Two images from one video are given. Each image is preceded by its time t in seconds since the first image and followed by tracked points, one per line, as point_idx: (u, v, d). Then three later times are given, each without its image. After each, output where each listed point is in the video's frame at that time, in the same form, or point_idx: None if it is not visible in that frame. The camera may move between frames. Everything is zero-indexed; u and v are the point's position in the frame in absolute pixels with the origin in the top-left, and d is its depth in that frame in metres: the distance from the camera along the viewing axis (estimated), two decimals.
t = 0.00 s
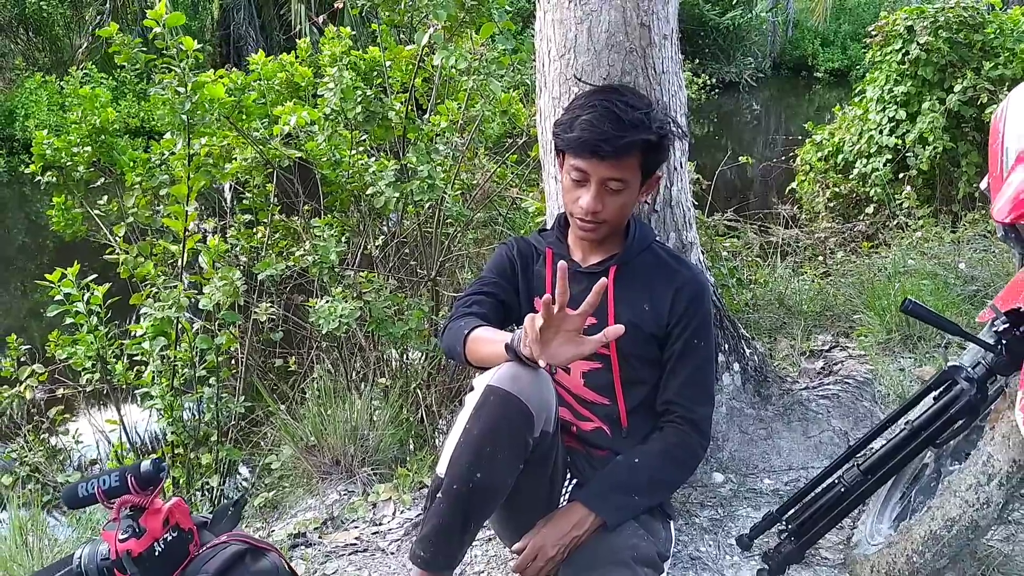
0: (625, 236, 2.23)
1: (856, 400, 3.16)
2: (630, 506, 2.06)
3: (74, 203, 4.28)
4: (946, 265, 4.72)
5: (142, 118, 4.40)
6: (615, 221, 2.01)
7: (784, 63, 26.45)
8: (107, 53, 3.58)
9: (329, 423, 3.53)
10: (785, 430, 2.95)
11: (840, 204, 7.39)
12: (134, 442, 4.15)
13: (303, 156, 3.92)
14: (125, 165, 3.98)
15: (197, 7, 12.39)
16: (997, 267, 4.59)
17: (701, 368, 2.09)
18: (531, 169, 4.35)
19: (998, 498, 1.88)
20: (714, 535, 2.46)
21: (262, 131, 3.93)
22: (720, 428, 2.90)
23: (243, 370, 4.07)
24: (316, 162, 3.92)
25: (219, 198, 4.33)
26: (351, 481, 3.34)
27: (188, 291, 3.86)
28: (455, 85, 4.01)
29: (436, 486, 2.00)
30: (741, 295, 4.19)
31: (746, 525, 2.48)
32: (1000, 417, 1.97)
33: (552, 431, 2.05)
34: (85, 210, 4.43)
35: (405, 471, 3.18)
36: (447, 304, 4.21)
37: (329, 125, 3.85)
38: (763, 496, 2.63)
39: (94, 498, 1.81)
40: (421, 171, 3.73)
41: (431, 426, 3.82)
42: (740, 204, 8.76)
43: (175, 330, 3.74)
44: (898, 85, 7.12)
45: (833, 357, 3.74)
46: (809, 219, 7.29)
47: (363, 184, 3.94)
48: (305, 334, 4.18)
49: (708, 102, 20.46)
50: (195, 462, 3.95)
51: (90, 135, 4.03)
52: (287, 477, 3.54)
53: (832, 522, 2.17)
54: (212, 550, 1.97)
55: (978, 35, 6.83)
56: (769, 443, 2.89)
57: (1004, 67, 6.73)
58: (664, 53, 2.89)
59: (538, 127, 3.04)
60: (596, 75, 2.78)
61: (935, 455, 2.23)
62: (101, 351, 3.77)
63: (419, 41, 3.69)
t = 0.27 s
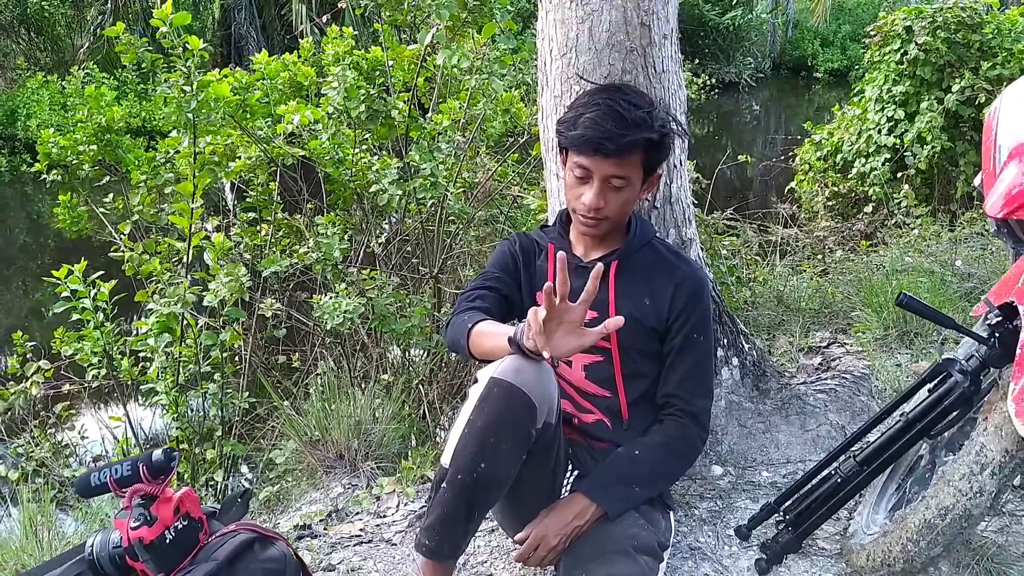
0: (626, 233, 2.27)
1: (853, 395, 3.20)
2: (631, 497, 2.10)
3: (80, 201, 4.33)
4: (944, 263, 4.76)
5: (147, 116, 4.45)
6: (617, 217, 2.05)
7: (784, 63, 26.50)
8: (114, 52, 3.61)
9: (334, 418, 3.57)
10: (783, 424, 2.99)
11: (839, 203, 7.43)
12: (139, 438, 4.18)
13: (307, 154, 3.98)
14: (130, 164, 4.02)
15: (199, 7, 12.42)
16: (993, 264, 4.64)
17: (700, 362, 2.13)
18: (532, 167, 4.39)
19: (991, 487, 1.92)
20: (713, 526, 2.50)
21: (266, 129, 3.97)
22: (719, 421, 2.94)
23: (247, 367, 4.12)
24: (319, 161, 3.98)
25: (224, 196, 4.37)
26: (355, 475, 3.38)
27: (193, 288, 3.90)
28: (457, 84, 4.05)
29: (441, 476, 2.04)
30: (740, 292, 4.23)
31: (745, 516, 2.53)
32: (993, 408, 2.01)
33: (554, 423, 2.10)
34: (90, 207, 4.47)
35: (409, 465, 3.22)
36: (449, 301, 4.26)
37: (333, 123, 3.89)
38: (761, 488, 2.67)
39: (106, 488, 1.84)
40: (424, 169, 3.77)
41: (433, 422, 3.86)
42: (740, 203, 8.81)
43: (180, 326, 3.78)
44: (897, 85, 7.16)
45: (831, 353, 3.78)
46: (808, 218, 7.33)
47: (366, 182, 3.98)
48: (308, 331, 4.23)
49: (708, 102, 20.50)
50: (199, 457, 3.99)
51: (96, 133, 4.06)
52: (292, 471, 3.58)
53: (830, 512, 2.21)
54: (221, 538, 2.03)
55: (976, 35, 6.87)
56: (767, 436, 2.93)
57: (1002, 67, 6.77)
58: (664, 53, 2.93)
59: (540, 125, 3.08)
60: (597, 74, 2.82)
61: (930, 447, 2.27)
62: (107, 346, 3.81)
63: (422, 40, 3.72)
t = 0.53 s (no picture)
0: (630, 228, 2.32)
1: (853, 389, 3.26)
2: (634, 486, 2.15)
3: (89, 198, 4.38)
4: (942, 262, 4.82)
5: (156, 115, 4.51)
6: (624, 211, 2.10)
7: (785, 64, 26.55)
8: (126, 50, 3.67)
9: (341, 411, 3.62)
10: (784, 418, 3.05)
11: (840, 203, 7.48)
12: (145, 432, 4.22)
13: (314, 151, 4.02)
14: (140, 161, 4.07)
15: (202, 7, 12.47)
16: (992, 263, 4.69)
17: (703, 355, 2.19)
18: (536, 166, 4.45)
19: (986, 477, 1.97)
20: (715, 516, 2.55)
21: (274, 128, 4.02)
22: (721, 415, 2.99)
23: (254, 363, 4.18)
24: (326, 158, 4.02)
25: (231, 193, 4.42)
26: (362, 467, 3.43)
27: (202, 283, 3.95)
28: (463, 83, 4.11)
29: (449, 464, 2.10)
30: (741, 290, 4.28)
31: (746, 507, 2.58)
32: (989, 400, 2.06)
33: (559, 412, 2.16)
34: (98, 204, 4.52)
35: (415, 457, 3.27)
36: (454, 297, 4.31)
37: (340, 122, 3.95)
38: (762, 480, 2.72)
39: (125, 474, 1.89)
40: (431, 167, 3.82)
41: (438, 416, 3.91)
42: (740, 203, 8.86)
43: (189, 321, 3.83)
44: (897, 86, 7.22)
45: (831, 350, 3.83)
46: (808, 217, 7.38)
47: (373, 179, 4.03)
48: (314, 327, 4.28)
49: (708, 103, 20.55)
50: (207, 450, 4.04)
51: (106, 131, 4.13)
52: (299, 463, 3.63)
53: (829, 502, 2.26)
54: (236, 525, 2.08)
55: (976, 37, 6.92)
56: (768, 429, 2.99)
57: (1001, 68, 6.82)
58: (668, 52, 2.98)
59: (546, 124, 3.14)
60: (603, 73, 2.87)
61: (928, 439, 2.33)
62: (117, 340, 3.87)
63: (429, 40, 3.77)
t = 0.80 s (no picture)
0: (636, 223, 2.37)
1: (852, 383, 3.31)
2: (638, 476, 2.19)
3: (97, 194, 4.43)
4: (941, 260, 4.87)
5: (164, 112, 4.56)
6: (628, 207, 2.15)
7: (785, 65, 26.61)
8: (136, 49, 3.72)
9: (347, 404, 3.67)
10: (785, 410, 3.10)
11: (840, 202, 7.53)
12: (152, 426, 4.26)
13: (320, 149, 4.07)
14: (148, 158, 4.11)
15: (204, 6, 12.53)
16: (990, 261, 4.74)
17: (706, 348, 2.24)
18: (540, 164, 4.50)
19: (983, 465, 2.03)
20: (717, 506, 2.60)
21: (282, 125, 4.07)
22: (723, 407, 3.04)
23: (260, 358, 4.22)
24: (332, 156, 4.07)
25: (238, 190, 4.47)
26: (368, 459, 3.47)
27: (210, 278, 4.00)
28: (468, 81, 4.15)
29: (457, 452, 2.15)
30: (742, 287, 4.33)
31: (747, 497, 2.63)
32: (986, 390, 2.11)
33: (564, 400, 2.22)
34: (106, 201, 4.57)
35: (421, 450, 3.32)
36: (458, 293, 4.36)
37: (347, 119, 4.00)
38: (763, 471, 2.77)
39: (141, 461, 1.94)
40: (437, 164, 3.87)
41: (443, 410, 3.96)
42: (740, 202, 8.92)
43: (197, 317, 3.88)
44: (897, 86, 7.27)
45: (831, 345, 3.88)
46: (809, 217, 7.43)
47: (379, 177, 4.07)
48: (320, 322, 4.33)
49: (709, 103, 20.60)
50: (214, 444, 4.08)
51: (115, 128, 4.17)
52: (306, 456, 3.68)
53: (829, 490, 2.31)
54: (249, 511, 2.12)
55: (976, 37, 6.97)
56: (769, 422, 3.04)
57: (1001, 68, 6.87)
58: (672, 51, 3.03)
59: (551, 121, 3.18)
60: (608, 72, 2.92)
61: (926, 430, 2.38)
62: (126, 334, 3.91)
63: (435, 38, 3.82)
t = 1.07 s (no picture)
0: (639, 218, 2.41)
1: (852, 376, 3.36)
2: (642, 465, 2.24)
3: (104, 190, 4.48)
4: (940, 257, 4.91)
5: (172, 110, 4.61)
6: (622, 199, 2.20)
7: (785, 65, 26.65)
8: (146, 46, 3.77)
9: (353, 397, 3.71)
10: (785, 403, 3.14)
11: (840, 201, 7.58)
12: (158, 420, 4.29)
13: (325, 145, 4.12)
14: (156, 154, 4.15)
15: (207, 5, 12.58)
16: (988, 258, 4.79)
17: (709, 340, 2.28)
18: (543, 161, 4.54)
19: (979, 453, 2.07)
20: (719, 495, 2.65)
21: (288, 122, 4.12)
22: (724, 399, 3.09)
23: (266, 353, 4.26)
24: (338, 152, 4.11)
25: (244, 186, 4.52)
26: (373, 451, 3.52)
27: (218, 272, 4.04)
28: (472, 79, 4.20)
29: (464, 440, 2.19)
30: (743, 283, 4.38)
31: (748, 487, 2.67)
32: (982, 379, 2.15)
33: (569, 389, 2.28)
34: (114, 197, 4.61)
35: (427, 442, 3.37)
36: (461, 289, 4.41)
37: (353, 116, 4.04)
38: (764, 461, 2.81)
39: (156, 447, 2.00)
40: (442, 160, 3.89)
41: (447, 404, 4.01)
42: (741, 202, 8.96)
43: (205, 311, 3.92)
44: (897, 85, 7.32)
45: (831, 340, 3.93)
46: (809, 215, 7.48)
47: (384, 173, 4.12)
48: (325, 317, 4.38)
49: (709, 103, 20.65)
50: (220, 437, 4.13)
51: (123, 125, 4.22)
52: (313, 448, 3.72)
53: (828, 479, 2.36)
54: (260, 498, 2.15)
55: (976, 37, 7.01)
56: (770, 414, 3.08)
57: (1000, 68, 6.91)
58: (675, 49, 3.08)
59: (556, 118, 3.23)
60: (612, 69, 2.97)
61: (924, 420, 2.42)
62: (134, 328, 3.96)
63: (441, 36, 3.87)
